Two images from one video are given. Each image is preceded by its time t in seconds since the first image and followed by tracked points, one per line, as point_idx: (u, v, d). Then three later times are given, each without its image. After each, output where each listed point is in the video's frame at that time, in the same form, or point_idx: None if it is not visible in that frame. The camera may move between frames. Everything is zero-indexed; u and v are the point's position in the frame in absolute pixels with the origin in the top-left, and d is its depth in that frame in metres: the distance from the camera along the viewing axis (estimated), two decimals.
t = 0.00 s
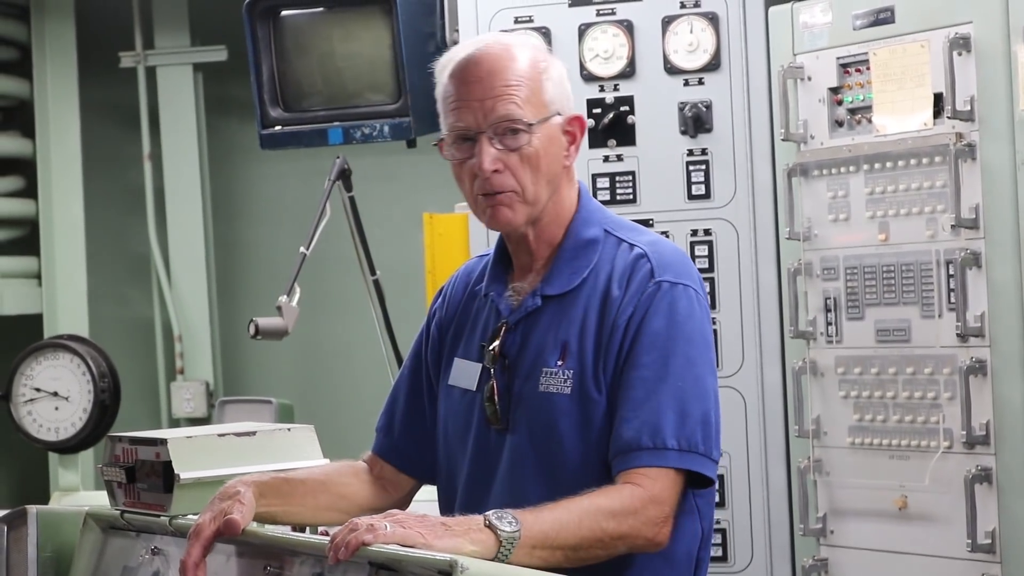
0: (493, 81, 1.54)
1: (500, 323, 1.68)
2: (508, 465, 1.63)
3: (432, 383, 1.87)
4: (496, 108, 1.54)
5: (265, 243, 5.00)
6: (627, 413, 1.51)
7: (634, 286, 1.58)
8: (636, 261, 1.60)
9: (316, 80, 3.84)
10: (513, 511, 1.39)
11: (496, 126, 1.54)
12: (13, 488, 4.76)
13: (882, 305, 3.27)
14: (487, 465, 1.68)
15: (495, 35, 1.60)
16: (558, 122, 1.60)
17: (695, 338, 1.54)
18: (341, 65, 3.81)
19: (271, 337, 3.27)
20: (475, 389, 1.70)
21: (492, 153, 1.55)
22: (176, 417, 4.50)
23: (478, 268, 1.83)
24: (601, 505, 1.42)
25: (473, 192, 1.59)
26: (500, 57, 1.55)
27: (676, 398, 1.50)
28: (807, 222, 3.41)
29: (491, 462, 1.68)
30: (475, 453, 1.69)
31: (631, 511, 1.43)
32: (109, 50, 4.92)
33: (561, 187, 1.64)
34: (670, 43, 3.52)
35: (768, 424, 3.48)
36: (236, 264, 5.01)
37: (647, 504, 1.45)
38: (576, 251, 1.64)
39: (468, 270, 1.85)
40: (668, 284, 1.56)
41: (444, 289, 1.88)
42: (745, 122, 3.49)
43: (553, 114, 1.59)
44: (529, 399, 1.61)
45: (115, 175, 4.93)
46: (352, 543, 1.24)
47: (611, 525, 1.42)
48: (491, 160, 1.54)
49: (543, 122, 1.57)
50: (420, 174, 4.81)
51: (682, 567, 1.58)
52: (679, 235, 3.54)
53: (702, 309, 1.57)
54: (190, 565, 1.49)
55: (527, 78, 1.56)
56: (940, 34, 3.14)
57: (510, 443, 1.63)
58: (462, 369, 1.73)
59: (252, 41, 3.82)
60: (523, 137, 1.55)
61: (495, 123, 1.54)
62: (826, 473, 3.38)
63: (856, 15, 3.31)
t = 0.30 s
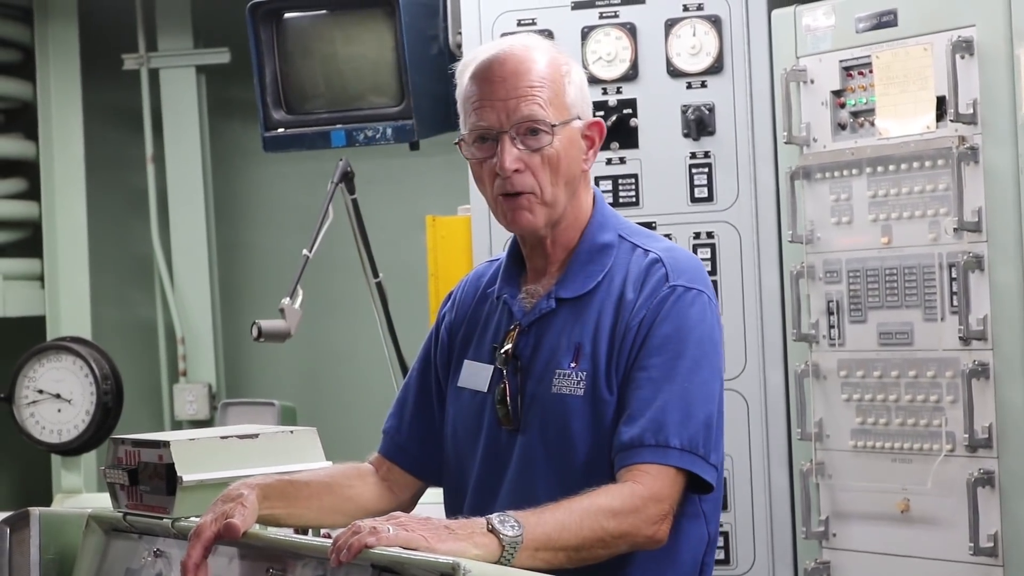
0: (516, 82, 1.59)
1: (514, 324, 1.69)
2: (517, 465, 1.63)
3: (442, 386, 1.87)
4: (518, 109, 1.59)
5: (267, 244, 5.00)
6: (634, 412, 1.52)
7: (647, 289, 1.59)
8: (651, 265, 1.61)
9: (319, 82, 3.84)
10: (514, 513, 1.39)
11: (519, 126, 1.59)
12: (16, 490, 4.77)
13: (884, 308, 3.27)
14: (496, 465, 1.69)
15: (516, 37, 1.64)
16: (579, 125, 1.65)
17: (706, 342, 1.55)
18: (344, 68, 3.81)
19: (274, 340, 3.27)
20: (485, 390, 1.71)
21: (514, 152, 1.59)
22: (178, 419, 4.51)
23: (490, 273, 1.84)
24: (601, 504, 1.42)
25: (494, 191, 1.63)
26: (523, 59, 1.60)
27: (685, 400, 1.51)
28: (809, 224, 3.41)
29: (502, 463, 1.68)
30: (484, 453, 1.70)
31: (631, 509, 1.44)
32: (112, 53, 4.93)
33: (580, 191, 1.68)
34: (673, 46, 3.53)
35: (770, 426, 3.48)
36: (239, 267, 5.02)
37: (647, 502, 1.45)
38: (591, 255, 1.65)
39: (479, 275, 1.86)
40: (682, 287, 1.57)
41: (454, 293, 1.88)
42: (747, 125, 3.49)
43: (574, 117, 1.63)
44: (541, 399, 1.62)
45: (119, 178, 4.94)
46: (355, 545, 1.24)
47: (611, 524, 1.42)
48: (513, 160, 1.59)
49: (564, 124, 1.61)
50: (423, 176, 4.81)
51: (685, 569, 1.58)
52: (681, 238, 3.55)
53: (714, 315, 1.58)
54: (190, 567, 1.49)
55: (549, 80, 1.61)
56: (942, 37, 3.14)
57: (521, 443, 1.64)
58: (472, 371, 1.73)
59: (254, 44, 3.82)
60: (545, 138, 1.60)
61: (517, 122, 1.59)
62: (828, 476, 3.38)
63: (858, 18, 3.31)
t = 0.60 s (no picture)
0: (517, 82, 1.60)
1: (521, 325, 1.70)
2: (523, 466, 1.64)
3: (451, 388, 1.87)
4: (519, 108, 1.59)
5: (270, 246, 5.00)
6: (639, 416, 1.52)
7: (651, 290, 1.59)
8: (656, 265, 1.61)
9: (321, 85, 3.85)
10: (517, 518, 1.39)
11: (519, 125, 1.60)
12: (18, 492, 4.78)
13: (886, 310, 3.27)
14: (502, 467, 1.69)
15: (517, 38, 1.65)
16: (581, 124, 1.65)
17: (711, 342, 1.54)
18: (345, 70, 3.82)
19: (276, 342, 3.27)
20: (492, 392, 1.71)
21: (514, 151, 1.60)
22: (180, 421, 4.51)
23: (499, 275, 1.85)
24: (607, 508, 1.43)
25: (497, 192, 1.63)
26: (523, 58, 1.60)
27: (691, 402, 1.51)
28: (811, 226, 3.41)
29: (509, 464, 1.69)
30: (490, 454, 1.70)
31: (636, 514, 1.44)
32: (114, 55, 4.94)
33: (584, 190, 1.68)
34: (674, 48, 3.53)
35: (772, 427, 3.49)
36: (241, 269, 5.02)
37: (653, 507, 1.45)
38: (596, 255, 1.65)
39: (488, 278, 1.87)
40: (687, 287, 1.57)
41: (464, 296, 1.89)
42: (749, 127, 3.50)
43: (575, 116, 1.64)
44: (546, 400, 1.62)
45: (121, 180, 4.95)
46: (357, 547, 1.24)
47: (617, 528, 1.42)
48: (514, 159, 1.59)
49: (565, 123, 1.62)
50: (424, 177, 4.82)
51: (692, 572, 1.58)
52: (683, 240, 3.55)
53: (720, 315, 1.58)
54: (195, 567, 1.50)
55: (550, 79, 1.61)
56: (944, 40, 3.14)
57: (527, 445, 1.64)
58: (480, 373, 1.74)
59: (256, 46, 3.82)
60: (546, 137, 1.60)
61: (518, 121, 1.59)
62: (830, 478, 3.38)
63: (860, 20, 3.31)
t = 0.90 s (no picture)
0: (523, 74, 1.61)
1: (526, 325, 1.70)
2: (528, 467, 1.64)
3: (456, 393, 1.87)
4: (525, 100, 1.60)
5: (272, 248, 5.00)
6: (646, 415, 1.51)
7: (655, 289, 1.58)
8: (661, 265, 1.61)
9: (323, 87, 3.85)
10: (522, 519, 1.39)
11: (524, 116, 1.61)
12: (20, 494, 4.78)
13: (887, 311, 3.26)
14: (508, 468, 1.69)
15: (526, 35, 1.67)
16: (589, 119, 1.65)
17: (716, 339, 1.54)
18: (346, 73, 3.82)
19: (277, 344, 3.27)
20: (497, 393, 1.71)
21: (519, 142, 1.61)
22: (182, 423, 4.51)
23: (505, 278, 1.85)
24: (613, 509, 1.43)
25: (502, 184, 1.64)
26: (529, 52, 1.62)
27: (698, 400, 1.50)
28: (813, 228, 3.40)
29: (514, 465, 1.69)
30: (495, 455, 1.70)
31: (644, 517, 1.44)
32: (116, 58, 4.94)
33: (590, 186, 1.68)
34: (676, 50, 3.54)
35: (773, 427, 3.50)
36: (242, 271, 5.02)
37: (661, 508, 1.45)
38: (601, 254, 1.66)
39: (494, 280, 1.88)
40: (692, 286, 1.56)
41: (470, 300, 1.90)
42: (750, 129, 3.50)
43: (583, 111, 1.64)
44: (551, 399, 1.62)
45: (123, 182, 4.95)
46: (359, 549, 1.24)
47: (623, 529, 1.42)
48: (519, 149, 1.60)
49: (572, 115, 1.62)
50: (425, 179, 4.82)
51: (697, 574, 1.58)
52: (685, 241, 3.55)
53: (726, 314, 1.57)
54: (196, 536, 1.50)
55: (556, 72, 1.62)
56: (945, 41, 3.14)
57: (532, 445, 1.64)
58: (485, 375, 1.74)
59: (257, 48, 3.83)
60: (551, 129, 1.61)
61: (524, 113, 1.60)
62: (832, 479, 3.37)
63: (861, 21, 3.31)
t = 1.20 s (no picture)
0: (544, 70, 1.63)
1: (528, 322, 1.70)
2: (531, 464, 1.64)
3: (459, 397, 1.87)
4: (547, 92, 1.62)
5: (274, 248, 5.00)
6: (651, 410, 1.51)
7: (659, 285, 1.58)
8: (666, 261, 1.61)
9: (326, 88, 3.85)
10: (526, 519, 1.39)
11: (546, 110, 1.63)
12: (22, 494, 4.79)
13: (890, 312, 3.26)
14: (509, 466, 1.69)
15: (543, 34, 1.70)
16: (604, 118, 1.68)
17: (721, 334, 1.54)
18: (350, 74, 3.83)
19: (281, 345, 3.27)
20: (499, 391, 1.71)
21: (540, 136, 1.62)
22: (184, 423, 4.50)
23: (508, 280, 1.85)
24: (618, 505, 1.43)
25: (519, 177, 1.65)
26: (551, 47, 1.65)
27: (704, 394, 1.50)
28: (816, 229, 3.40)
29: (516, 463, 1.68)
30: (497, 453, 1.70)
31: (648, 512, 1.44)
32: (118, 58, 4.94)
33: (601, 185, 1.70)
34: (678, 51, 3.54)
35: (776, 429, 3.50)
36: (244, 272, 5.02)
37: (665, 503, 1.45)
38: (605, 251, 1.66)
39: (498, 284, 1.88)
40: (697, 282, 1.56)
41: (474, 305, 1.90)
42: (753, 130, 3.50)
43: (599, 109, 1.67)
44: (553, 394, 1.62)
45: (125, 183, 4.95)
46: (373, 546, 1.27)
47: (627, 525, 1.42)
48: (539, 142, 1.62)
49: (591, 112, 1.65)
50: (427, 180, 4.82)
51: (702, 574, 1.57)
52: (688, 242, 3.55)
53: (730, 310, 1.58)
54: (269, 512, 1.55)
55: (576, 70, 1.65)
56: (949, 42, 3.14)
57: (534, 443, 1.64)
58: (487, 373, 1.74)
59: (260, 49, 3.83)
60: (571, 123, 1.63)
61: (547, 104, 1.62)
62: (834, 480, 3.37)
63: (864, 23, 3.31)
